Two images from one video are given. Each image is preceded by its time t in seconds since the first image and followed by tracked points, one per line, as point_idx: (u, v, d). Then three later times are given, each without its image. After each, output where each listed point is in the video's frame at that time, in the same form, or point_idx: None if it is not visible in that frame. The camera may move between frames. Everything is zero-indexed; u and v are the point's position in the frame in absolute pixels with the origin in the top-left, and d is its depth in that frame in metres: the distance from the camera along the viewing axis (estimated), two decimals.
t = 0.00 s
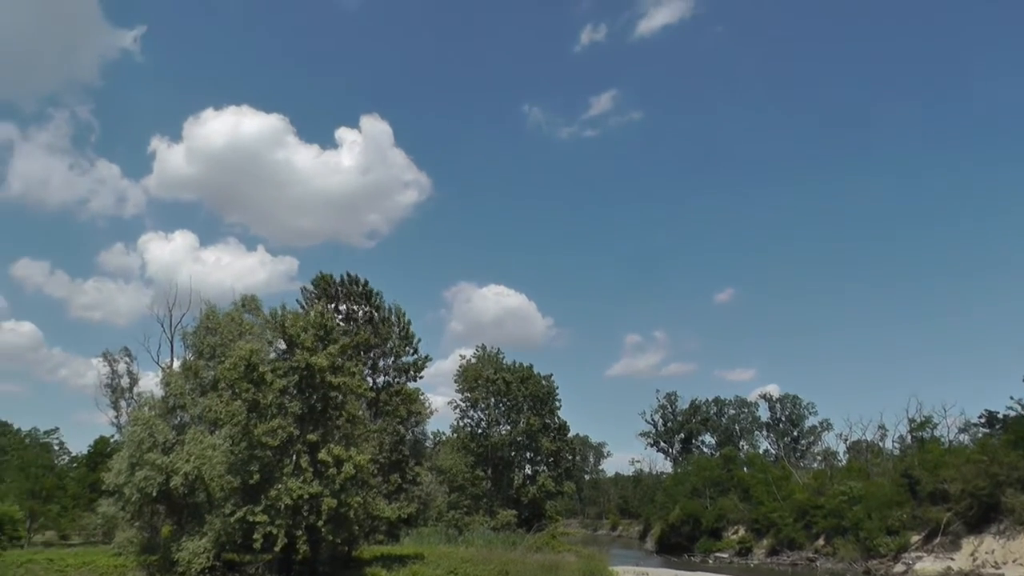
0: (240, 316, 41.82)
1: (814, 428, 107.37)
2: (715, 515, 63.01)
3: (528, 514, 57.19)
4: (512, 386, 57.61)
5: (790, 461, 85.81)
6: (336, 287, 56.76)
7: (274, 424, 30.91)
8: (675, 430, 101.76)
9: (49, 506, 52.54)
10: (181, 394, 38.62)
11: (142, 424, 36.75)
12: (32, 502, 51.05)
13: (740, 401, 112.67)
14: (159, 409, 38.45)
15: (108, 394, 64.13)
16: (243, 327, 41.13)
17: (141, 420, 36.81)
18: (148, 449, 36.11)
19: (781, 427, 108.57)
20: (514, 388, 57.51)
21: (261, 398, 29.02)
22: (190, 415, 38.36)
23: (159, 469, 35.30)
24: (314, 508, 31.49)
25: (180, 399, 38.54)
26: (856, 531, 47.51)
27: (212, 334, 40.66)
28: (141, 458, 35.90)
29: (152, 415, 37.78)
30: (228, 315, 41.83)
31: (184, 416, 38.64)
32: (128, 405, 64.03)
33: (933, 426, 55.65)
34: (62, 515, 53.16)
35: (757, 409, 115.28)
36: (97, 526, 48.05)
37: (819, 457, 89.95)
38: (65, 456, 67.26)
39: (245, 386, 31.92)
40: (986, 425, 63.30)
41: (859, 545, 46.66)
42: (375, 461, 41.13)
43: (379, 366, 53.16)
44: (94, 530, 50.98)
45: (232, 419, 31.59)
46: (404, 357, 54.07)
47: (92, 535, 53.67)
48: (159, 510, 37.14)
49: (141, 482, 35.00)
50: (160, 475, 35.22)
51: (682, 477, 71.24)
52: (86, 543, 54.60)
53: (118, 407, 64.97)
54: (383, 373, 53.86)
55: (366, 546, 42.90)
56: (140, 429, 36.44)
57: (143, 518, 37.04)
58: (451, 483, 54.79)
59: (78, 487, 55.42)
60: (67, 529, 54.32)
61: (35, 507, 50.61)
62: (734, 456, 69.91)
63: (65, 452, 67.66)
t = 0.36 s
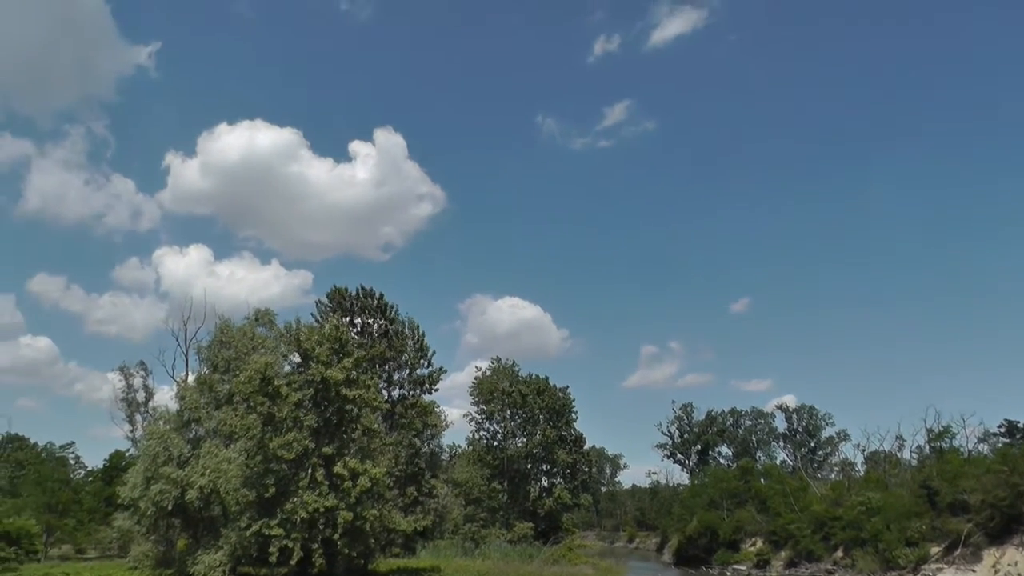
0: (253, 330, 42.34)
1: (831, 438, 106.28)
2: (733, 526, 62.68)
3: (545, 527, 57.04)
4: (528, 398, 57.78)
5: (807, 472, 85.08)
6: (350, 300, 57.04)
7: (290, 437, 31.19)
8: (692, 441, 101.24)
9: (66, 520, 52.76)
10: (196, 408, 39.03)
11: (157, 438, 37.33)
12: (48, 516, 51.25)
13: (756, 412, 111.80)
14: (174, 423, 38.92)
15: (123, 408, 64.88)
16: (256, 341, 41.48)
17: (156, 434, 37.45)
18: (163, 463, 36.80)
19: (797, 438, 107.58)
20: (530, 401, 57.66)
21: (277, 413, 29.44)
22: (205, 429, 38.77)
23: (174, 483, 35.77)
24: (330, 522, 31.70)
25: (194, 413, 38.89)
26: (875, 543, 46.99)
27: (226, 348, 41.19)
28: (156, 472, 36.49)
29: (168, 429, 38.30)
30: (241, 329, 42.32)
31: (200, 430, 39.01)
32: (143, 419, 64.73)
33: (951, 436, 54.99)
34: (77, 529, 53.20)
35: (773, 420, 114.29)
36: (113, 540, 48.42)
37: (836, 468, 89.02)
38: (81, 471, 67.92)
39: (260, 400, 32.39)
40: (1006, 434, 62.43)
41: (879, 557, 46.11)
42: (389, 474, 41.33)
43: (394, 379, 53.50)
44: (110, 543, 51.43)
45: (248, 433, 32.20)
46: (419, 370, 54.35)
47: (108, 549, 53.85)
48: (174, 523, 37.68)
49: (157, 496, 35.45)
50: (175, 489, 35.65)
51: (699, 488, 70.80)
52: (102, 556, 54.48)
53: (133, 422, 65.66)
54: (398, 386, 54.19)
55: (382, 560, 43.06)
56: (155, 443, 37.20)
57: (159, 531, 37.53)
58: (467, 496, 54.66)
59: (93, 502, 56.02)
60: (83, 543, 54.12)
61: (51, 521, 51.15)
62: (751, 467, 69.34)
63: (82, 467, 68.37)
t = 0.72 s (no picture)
0: (266, 342, 42.78)
1: (847, 449, 105.36)
2: (748, 538, 62.39)
3: (560, 538, 56.90)
4: (543, 409, 58.09)
5: (823, 483, 84.37)
6: (364, 312, 57.46)
7: (304, 449, 31.55)
8: (707, 453, 100.77)
9: (81, 531, 52.97)
10: (210, 420, 39.53)
11: (172, 450, 38.10)
12: (64, 527, 51.53)
13: (771, 423, 111.03)
14: (189, 435, 39.46)
15: (138, 420, 65.73)
16: (269, 353, 41.67)
17: (171, 447, 38.27)
18: (177, 474, 37.38)
19: (813, 449, 106.66)
20: (545, 411, 57.94)
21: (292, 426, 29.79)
22: (220, 441, 39.23)
23: (188, 495, 36.20)
24: (345, 533, 31.93)
25: (208, 425, 39.39)
26: (892, 554, 46.53)
27: (240, 360, 41.49)
28: (171, 484, 37.18)
29: (182, 442, 38.93)
30: (255, 341, 42.65)
31: (214, 442, 39.51)
32: (157, 431, 65.56)
33: (968, 447, 54.38)
34: (93, 541, 53.62)
35: (788, 431, 113.42)
36: (127, 551, 48.79)
37: (852, 480, 88.20)
38: (97, 482, 68.75)
39: (275, 412, 32.94)
40: None
41: (896, 570, 45.62)
42: (404, 485, 41.42)
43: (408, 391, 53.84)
44: (125, 555, 51.88)
45: (262, 445, 32.75)
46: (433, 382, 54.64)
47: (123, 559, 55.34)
48: (188, 535, 38.38)
49: (171, 508, 36.07)
50: (190, 501, 36.03)
51: (714, 499, 70.47)
52: (117, 568, 56.19)
53: (147, 434, 66.45)
54: (413, 398, 54.56)
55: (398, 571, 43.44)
56: (170, 455, 37.93)
57: (173, 543, 38.25)
58: (481, 507, 54.84)
59: (108, 513, 56.53)
60: (98, 553, 55.43)
61: (67, 532, 51.84)
62: (766, 478, 68.89)
63: (97, 479, 69.22)
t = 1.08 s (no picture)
0: (279, 354, 42.90)
1: (862, 461, 104.24)
2: (763, 550, 61.83)
3: (574, 550, 56.73)
4: (558, 420, 58.23)
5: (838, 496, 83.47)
6: (377, 324, 57.84)
7: (318, 461, 31.80)
8: (721, 465, 100.09)
9: (96, 542, 53.37)
10: (224, 431, 39.93)
11: (186, 461, 38.68)
12: (79, 538, 51.68)
13: (785, 435, 110.08)
14: (202, 446, 39.91)
15: (152, 431, 66.38)
16: (282, 365, 41.67)
17: (185, 458, 38.80)
18: (191, 485, 37.89)
19: (827, 461, 105.54)
20: (559, 422, 58.04)
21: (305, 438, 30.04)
22: (233, 452, 39.57)
23: (202, 505, 36.60)
24: (359, 544, 32.12)
25: (222, 437, 39.66)
26: (908, 568, 45.89)
27: (252, 372, 41.38)
28: (185, 495, 37.67)
29: (196, 453, 39.42)
30: (268, 353, 42.72)
31: (228, 453, 39.88)
32: (171, 442, 66.14)
33: (985, 459, 53.66)
34: (108, 551, 53.73)
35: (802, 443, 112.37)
36: (141, 561, 49.19)
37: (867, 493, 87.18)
38: (112, 493, 69.33)
39: (289, 424, 33.25)
40: None
41: None
42: (418, 496, 41.58)
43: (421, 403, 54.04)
44: (139, 566, 52.19)
45: (276, 456, 32.99)
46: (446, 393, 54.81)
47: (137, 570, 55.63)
48: (202, 546, 38.75)
49: (185, 519, 36.47)
50: (204, 512, 36.43)
51: (729, 511, 69.96)
52: None
53: (162, 445, 67.07)
54: (426, 409, 54.78)
55: None
56: (184, 466, 38.48)
57: (187, 553, 38.63)
58: (496, 519, 54.79)
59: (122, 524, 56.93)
60: (112, 564, 55.87)
61: (81, 543, 52.31)
62: (781, 490, 68.03)
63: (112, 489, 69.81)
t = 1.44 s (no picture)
0: (292, 355, 43.27)
1: (876, 464, 103.39)
2: (777, 554, 61.44)
3: (587, 552, 56.79)
4: (570, 421, 58.28)
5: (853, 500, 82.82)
6: (389, 326, 58.22)
7: (331, 461, 32.09)
8: (734, 467, 99.60)
9: (111, 541, 54.15)
10: (237, 433, 40.36)
11: (199, 462, 39.14)
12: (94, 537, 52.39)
13: (798, 437, 109.34)
14: (216, 447, 40.35)
15: (166, 432, 67.11)
16: (294, 366, 42.00)
17: (198, 459, 39.27)
18: (205, 485, 38.36)
19: (841, 464, 104.70)
20: (572, 424, 58.10)
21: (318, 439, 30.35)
22: (246, 453, 39.95)
23: (216, 505, 36.98)
24: (372, 545, 32.35)
25: (236, 438, 40.11)
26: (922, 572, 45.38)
27: (265, 374, 41.79)
28: (198, 495, 38.16)
29: (209, 454, 39.90)
30: (280, 355, 43.09)
31: (241, 454, 40.28)
32: (184, 442, 66.78)
33: (1002, 463, 53.05)
34: (122, 551, 54.34)
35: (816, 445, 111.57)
36: (155, 561, 49.74)
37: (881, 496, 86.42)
38: (126, 493, 70.18)
39: (302, 425, 33.57)
40: None
41: None
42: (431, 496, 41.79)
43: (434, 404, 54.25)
44: (152, 565, 52.70)
45: (290, 457, 33.27)
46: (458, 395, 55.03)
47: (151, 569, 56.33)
48: (216, 547, 39.16)
49: (198, 519, 36.89)
50: (217, 512, 36.82)
51: (742, 514, 69.69)
52: None
53: (175, 445, 67.78)
54: (439, 410, 55.04)
55: None
56: (197, 467, 38.96)
57: (201, 553, 39.11)
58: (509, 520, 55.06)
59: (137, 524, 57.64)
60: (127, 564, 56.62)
61: (96, 542, 53.03)
62: (794, 494, 67.60)
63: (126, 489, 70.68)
